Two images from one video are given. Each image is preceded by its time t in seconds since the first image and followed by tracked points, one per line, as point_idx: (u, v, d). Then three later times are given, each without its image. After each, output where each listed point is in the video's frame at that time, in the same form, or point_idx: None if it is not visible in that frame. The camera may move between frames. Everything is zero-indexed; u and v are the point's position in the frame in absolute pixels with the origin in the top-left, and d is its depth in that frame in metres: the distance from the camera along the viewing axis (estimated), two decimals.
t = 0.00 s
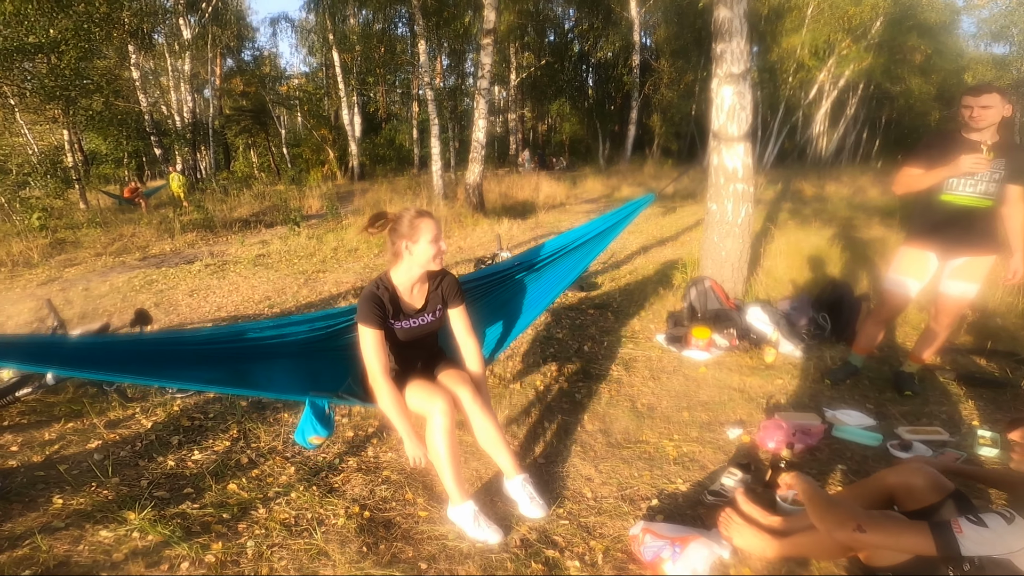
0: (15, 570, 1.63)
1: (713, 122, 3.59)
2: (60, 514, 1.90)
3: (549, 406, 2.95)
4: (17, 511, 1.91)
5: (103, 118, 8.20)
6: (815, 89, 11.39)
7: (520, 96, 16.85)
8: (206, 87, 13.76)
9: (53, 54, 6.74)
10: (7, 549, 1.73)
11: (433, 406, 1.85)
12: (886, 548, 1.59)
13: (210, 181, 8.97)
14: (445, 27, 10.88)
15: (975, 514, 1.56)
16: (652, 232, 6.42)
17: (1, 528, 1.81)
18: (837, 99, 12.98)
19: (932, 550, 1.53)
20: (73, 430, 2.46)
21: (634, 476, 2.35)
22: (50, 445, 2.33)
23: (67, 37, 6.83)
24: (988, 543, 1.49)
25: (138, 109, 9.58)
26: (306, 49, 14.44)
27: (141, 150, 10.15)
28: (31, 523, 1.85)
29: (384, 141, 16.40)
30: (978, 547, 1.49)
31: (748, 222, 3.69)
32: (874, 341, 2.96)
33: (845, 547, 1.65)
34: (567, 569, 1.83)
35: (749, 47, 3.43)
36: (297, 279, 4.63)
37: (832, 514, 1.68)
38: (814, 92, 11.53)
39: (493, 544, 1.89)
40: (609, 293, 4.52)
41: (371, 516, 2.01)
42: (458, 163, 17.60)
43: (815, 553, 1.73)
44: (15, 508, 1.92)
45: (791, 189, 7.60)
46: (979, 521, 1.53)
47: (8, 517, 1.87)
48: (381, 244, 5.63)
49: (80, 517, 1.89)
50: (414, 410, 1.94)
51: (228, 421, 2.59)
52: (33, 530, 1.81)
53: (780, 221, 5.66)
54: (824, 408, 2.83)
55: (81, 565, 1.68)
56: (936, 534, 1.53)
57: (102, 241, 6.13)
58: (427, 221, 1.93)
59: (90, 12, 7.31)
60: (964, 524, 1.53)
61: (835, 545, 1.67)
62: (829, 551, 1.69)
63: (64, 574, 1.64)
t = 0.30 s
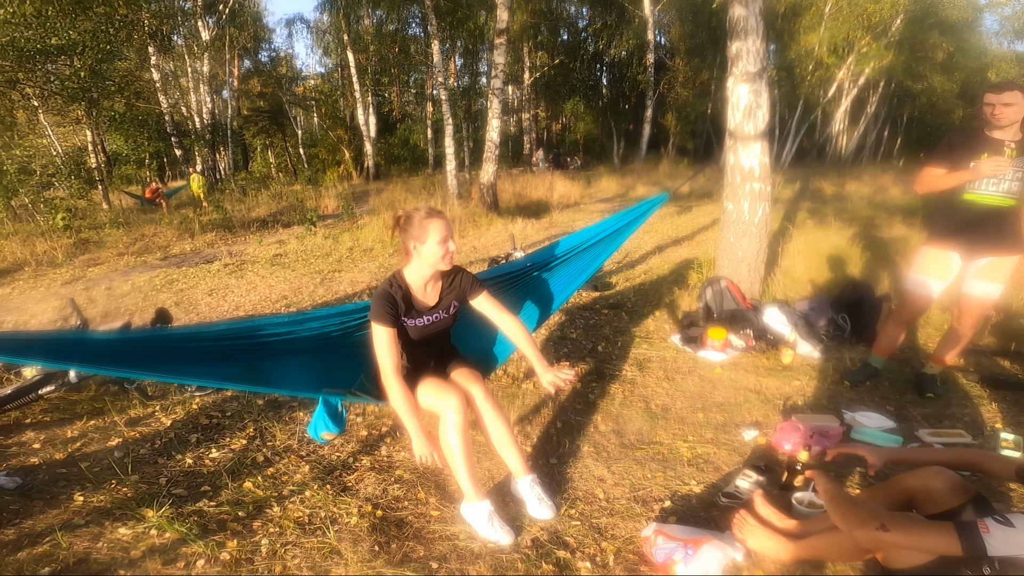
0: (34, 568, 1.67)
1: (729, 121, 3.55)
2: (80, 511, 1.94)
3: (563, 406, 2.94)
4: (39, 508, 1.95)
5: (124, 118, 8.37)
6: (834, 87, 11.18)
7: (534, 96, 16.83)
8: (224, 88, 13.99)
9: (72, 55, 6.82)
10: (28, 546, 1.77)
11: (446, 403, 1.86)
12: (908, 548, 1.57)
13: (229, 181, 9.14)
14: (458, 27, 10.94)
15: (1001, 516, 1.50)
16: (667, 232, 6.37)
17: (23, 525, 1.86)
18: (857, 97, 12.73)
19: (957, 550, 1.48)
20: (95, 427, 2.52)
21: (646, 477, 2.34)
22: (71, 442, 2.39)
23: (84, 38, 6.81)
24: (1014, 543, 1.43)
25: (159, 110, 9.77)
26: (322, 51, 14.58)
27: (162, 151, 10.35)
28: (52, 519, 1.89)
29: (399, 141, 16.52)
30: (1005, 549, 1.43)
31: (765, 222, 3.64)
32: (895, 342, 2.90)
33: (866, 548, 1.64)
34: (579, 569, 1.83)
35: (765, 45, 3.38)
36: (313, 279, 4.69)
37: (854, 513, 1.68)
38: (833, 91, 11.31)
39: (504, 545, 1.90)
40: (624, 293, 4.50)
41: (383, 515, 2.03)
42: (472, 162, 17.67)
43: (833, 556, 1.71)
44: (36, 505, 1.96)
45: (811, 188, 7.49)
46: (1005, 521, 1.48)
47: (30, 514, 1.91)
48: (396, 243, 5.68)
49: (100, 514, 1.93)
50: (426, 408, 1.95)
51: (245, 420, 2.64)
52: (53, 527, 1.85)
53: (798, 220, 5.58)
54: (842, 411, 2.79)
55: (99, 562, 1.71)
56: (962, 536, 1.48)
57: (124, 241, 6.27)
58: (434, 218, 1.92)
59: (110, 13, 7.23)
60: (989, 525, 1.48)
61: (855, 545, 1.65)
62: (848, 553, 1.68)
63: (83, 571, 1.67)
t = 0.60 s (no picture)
0: (56, 565, 1.70)
1: (746, 120, 3.51)
2: (102, 509, 1.99)
3: (577, 407, 2.94)
4: (62, 505, 2.00)
5: (146, 121, 8.54)
6: (855, 85, 10.96)
7: (549, 95, 16.81)
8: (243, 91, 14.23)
9: (95, 58, 6.60)
10: (50, 543, 1.81)
11: (473, 406, 1.86)
12: (932, 549, 1.54)
13: (248, 182, 9.30)
14: (472, 27, 10.99)
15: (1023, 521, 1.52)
16: (684, 232, 6.31)
17: (46, 522, 1.90)
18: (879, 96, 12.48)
19: (986, 551, 1.47)
20: (117, 426, 2.59)
21: (660, 479, 2.33)
22: (95, 440, 2.46)
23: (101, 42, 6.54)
24: None
25: (181, 112, 9.98)
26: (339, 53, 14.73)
27: (184, 153, 10.58)
28: (75, 517, 1.93)
29: (415, 142, 16.64)
30: None
31: (784, 222, 3.59)
32: (917, 344, 2.85)
33: (886, 552, 1.61)
34: (590, 571, 1.83)
35: (782, 43, 3.33)
36: (330, 279, 4.75)
37: (873, 518, 1.65)
38: (854, 89, 11.09)
39: (516, 546, 1.91)
40: (640, 294, 4.48)
41: (396, 515, 2.05)
42: (487, 163, 17.73)
43: (849, 560, 1.68)
44: (59, 503, 2.01)
45: (831, 187, 7.37)
46: None
47: (53, 511, 1.96)
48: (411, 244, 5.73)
49: (121, 512, 1.97)
50: (452, 412, 1.94)
51: (263, 419, 2.69)
52: (75, 525, 1.89)
53: (818, 220, 5.49)
54: (863, 413, 2.74)
55: (119, 560, 1.75)
56: (990, 536, 1.48)
57: (147, 242, 6.43)
58: (456, 223, 1.93)
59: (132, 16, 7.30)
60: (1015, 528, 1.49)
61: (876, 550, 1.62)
62: (866, 558, 1.65)
63: (103, 568, 1.71)
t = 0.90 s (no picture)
0: (77, 561, 1.74)
1: (763, 118, 3.46)
2: (122, 507, 2.04)
3: (591, 408, 2.94)
4: (84, 502, 2.05)
5: (167, 122, 8.73)
6: (876, 82, 10.73)
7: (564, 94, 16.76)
8: (260, 92, 14.45)
9: (112, 59, 6.70)
10: (71, 540, 1.85)
11: (501, 410, 1.86)
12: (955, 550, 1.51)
13: (267, 183, 9.46)
14: (485, 27, 11.05)
15: None
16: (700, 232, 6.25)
17: (68, 519, 1.95)
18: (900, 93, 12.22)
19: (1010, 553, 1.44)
20: (138, 424, 2.66)
21: (674, 480, 2.31)
22: (116, 438, 2.53)
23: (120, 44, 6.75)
24: None
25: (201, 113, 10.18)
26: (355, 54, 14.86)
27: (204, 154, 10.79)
28: (96, 514, 1.98)
29: (430, 142, 16.73)
30: None
31: (803, 220, 3.54)
32: (940, 345, 2.80)
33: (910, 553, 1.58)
34: (602, 571, 1.83)
35: (799, 41, 3.29)
36: (346, 279, 4.81)
37: (896, 521, 1.61)
38: (875, 86, 10.85)
39: (528, 546, 1.91)
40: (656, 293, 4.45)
41: (409, 514, 2.07)
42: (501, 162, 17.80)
43: (867, 562, 1.66)
44: (82, 499, 2.06)
45: (852, 185, 7.25)
46: None
47: (75, 508, 2.01)
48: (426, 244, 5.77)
49: (141, 509, 2.02)
50: (479, 418, 1.94)
51: (279, 418, 2.74)
52: (96, 522, 1.94)
53: (839, 219, 5.39)
54: (884, 414, 2.70)
55: (137, 557, 1.79)
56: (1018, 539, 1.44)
57: (169, 241, 6.58)
58: (468, 222, 1.94)
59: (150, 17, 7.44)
60: None
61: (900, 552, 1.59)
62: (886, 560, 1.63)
63: (122, 565, 1.75)
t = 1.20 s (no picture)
0: (97, 560, 1.78)
1: (780, 119, 3.42)
2: (141, 506, 2.08)
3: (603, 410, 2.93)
4: (104, 501, 2.10)
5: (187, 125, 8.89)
6: (896, 81, 10.49)
7: (577, 95, 16.73)
8: (276, 95, 14.65)
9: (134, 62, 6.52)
10: (92, 538, 1.89)
11: (512, 413, 1.87)
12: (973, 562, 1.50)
13: (284, 186, 9.59)
14: (498, 29, 11.07)
15: None
16: (715, 233, 6.20)
17: (89, 518, 2.00)
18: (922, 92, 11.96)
19: None
20: (158, 424, 2.72)
21: (687, 483, 2.30)
22: (137, 438, 2.59)
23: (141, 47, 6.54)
24: None
25: (220, 117, 10.37)
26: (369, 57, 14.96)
27: (223, 157, 10.98)
28: (116, 513, 2.03)
29: (444, 144, 16.81)
30: None
31: (820, 222, 3.49)
32: (960, 348, 2.76)
33: (924, 563, 1.54)
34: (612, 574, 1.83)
35: (816, 41, 3.26)
36: (361, 280, 4.86)
37: (913, 530, 1.59)
38: (895, 85, 10.61)
39: (538, 549, 1.91)
40: (670, 295, 4.43)
41: (421, 515, 2.10)
42: (515, 163, 17.83)
43: (880, 569, 1.61)
44: (102, 499, 2.11)
45: (871, 185, 7.13)
46: None
47: (96, 507, 2.06)
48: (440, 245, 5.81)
49: (159, 508, 2.06)
50: (489, 421, 1.96)
51: (295, 419, 2.79)
52: (116, 521, 1.98)
53: (858, 220, 5.31)
54: (902, 418, 2.66)
55: (155, 555, 1.83)
56: None
57: (189, 243, 6.71)
58: (458, 226, 1.94)
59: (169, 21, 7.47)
60: None
61: (914, 561, 1.55)
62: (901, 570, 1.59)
63: (140, 564, 1.79)
